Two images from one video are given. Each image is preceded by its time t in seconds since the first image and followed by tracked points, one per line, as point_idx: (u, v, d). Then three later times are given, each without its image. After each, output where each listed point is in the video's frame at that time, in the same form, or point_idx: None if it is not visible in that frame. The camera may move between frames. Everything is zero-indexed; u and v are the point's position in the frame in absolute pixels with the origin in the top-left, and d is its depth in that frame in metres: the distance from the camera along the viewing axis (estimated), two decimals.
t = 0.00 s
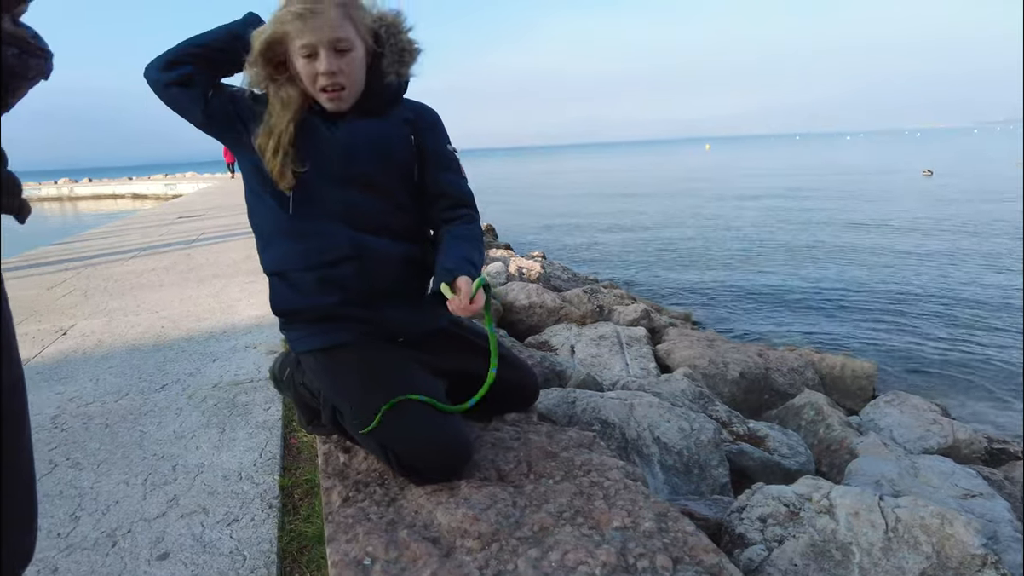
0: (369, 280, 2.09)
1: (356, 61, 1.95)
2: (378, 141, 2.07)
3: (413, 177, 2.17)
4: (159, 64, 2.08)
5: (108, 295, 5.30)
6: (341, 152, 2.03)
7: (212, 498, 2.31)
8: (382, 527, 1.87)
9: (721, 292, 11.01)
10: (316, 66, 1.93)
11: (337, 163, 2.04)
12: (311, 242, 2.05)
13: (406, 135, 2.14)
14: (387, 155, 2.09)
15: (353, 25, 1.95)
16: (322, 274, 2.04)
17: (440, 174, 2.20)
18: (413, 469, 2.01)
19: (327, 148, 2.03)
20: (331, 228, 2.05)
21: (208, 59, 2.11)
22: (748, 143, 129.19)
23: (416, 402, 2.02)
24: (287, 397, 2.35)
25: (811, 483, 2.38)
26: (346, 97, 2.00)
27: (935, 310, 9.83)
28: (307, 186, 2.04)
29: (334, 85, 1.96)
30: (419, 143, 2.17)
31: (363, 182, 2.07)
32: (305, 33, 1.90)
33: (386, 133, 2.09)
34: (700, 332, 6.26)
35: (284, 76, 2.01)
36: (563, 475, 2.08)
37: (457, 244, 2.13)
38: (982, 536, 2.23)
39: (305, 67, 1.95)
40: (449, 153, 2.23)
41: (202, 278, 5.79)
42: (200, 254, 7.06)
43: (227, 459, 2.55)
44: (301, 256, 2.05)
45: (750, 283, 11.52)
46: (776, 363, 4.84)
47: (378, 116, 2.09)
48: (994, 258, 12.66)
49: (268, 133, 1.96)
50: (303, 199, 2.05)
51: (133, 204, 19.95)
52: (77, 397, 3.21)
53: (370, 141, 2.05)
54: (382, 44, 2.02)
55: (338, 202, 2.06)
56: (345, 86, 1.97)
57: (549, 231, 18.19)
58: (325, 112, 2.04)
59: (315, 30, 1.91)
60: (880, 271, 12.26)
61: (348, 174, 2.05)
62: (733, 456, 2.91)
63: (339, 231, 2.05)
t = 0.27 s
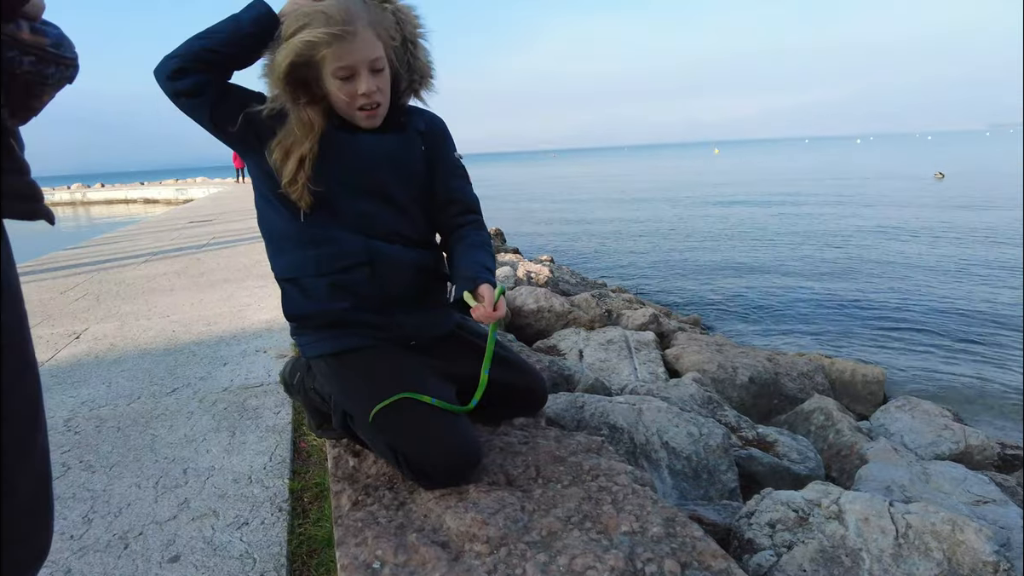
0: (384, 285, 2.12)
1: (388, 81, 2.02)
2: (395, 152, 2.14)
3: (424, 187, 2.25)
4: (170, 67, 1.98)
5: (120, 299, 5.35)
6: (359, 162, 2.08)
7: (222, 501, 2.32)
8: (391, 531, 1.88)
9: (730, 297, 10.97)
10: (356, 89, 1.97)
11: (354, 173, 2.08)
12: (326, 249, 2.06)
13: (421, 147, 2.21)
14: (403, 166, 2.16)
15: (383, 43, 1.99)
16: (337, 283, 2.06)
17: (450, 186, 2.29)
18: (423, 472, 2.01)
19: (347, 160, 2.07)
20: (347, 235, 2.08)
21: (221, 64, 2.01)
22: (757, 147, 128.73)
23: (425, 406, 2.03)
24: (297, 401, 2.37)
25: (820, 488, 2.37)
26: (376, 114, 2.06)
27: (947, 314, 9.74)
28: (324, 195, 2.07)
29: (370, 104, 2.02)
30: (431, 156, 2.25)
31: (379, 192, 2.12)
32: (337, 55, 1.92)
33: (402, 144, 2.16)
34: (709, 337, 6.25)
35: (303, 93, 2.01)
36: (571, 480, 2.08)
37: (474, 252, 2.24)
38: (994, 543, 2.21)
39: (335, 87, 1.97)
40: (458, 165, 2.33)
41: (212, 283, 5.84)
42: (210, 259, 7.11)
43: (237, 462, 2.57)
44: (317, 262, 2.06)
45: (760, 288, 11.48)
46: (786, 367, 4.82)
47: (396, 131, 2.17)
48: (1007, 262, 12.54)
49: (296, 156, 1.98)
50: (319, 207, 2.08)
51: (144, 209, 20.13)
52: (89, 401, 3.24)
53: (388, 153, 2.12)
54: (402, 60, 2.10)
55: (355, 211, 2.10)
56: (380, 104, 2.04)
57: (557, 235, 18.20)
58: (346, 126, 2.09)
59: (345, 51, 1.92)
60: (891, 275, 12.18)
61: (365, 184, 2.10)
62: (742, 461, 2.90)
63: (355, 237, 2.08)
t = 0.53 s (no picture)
0: (401, 290, 2.14)
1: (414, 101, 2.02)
2: (415, 166, 2.15)
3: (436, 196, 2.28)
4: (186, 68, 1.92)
5: (130, 303, 5.39)
6: (381, 178, 2.08)
7: (233, 504, 2.33)
8: (402, 535, 1.89)
9: (737, 301, 10.94)
10: (384, 106, 1.96)
11: (375, 187, 2.09)
12: (345, 260, 2.08)
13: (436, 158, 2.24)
14: (421, 179, 2.17)
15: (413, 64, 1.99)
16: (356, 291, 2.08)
17: (460, 192, 2.33)
18: (434, 476, 2.01)
19: (370, 176, 2.07)
20: (365, 247, 2.10)
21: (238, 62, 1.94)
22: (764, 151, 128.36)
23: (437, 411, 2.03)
24: (308, 405, 2.38)
25: (831, 494, 2.37)
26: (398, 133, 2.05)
27: (957, 318, 9.68)
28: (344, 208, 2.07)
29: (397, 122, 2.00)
30: (444, 164, 2.28)
31: (396, 204, 2.15)
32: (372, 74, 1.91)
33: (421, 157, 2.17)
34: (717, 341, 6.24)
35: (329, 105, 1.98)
36: (581, 485, 2.08)
37: (488, 267, 2.29)
38: (1007, 549, 2.20)
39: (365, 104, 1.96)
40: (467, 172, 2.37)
41: (222, 286, 5.87)
42: (219, 263, 7.15)
43: (247, 466, 2.58)
44: (334, 272, 2.08)
45: (767, 292, 11.45)
46: (794, 372, 4.80)
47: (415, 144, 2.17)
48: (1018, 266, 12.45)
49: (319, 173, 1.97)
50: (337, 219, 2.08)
51: (153, 213, 20.26)
52: (101, 404, 3.27)
53: (408, 167, 2.13)
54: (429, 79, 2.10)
55: (373, 222, 2.12)
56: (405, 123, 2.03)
57: (564, 239, 18.21)
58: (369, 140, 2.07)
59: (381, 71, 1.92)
60: (900, 279, 12.12)
61: (384, 198, 2.12)
62: (751, 466, 2.89)
63: (374, 249, 2.10)
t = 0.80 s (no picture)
0: (411, 294, 2.15)
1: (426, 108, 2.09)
2: (423, 171, 2.19)
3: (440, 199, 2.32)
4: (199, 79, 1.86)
5: (137, 306, 5.41)
6: (393, 183, 2.11)
7: (237, 507, 2.34)
8: (405, 539, 1.89)
9: (743, 304, 10.90)
10: (402, 113, 2.01)
11: (387, 192, 2.11)
12: (357, 267, 2.08)
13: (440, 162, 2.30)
14: (427, 183, 2.22)
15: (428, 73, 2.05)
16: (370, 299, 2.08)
17: (462, 195, 2.39)
18: (438, 479, 2.00)
19: (384, 182, 2.09)
20: (377, 253, 2.11)
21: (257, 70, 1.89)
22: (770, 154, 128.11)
23: (441, 414, 2.03)
24: (312, 408, 2.38)
25: (836, 498, 2.35)
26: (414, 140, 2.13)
27: (965, 322, 9.61)
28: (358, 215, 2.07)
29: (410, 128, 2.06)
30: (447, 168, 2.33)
31: (406, 209, 2.17)
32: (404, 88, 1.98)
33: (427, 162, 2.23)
34: (722, 345, 6.22)
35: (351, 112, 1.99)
36: (584, 489, 2.07)
37: (507, 266, 2.32)
38: (1015, 556, 2.17)
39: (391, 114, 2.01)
40: (468, 175, 2.43)
41: (227, 290, 5.89)
42: (225, 266, 7.18)
43: (251, 469, 2.59)
44: (348, 279, 2.08)
45: (773, 296, 11.41)
46: (800, 376, 4.77)
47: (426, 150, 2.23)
48: None
49: (344, 179, 1.96)
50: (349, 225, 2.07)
51: (160, 216, 20.36)
52: (107, 407, 3.28)
53: (422, 172, 2.18)
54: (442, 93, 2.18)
55: (383, 228, 2.12)
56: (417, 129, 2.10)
57: (569, 243, 18.19)
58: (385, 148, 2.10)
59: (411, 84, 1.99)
60: (907, 283, 12.05)
61: (395, 203, 2.14)
62: (757, 470, 2.88)
63: (385, 255, 2.11)
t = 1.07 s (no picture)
0: (424, 299, 2.17)
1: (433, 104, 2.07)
2: (432, 175, 2.24)
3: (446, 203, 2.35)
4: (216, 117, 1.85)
5: (142, 309, 5.43)
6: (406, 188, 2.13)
7: (243, 510, 2.34)
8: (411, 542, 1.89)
9: (748, 308, 10.87)
10: (412, 114, 1.99)
11: (400, 196, 2.12)
12: (372, 275, 2.09)
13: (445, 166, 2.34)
14: (436, 186, 2.25)
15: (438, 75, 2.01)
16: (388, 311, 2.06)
17: (466, 197, 2.43)
18: (443, 482, 2.02)
19: (399, 186, 2.11)
20: (391, 260, 2.12)
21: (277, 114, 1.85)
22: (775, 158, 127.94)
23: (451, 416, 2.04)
24: (319, 411, 2.39)
25: (843, 503, 2.34)
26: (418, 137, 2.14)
27: (971, 326, 9.57)
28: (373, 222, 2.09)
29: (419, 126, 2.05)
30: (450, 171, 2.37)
31: (417, 213, 2.19)
32: (414, 92, 1.97)
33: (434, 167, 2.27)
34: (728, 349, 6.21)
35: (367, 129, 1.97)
36: (590, 493, 2.07)
37: (517, 259, 2.37)
38: None
39: (405, 123, 2.01)
40: (471, 178, 2.48)
41: (233, 293, 5.90)
42: (231, 269, 7.20)
43: (257, 472, 2.60)
44: (364, 288, 2.09)
45: (778, 299, 11.37)
46: (806, 380, 4.76)
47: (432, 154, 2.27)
48: None
49: (368, 181, 1.97)
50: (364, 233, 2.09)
51: (166, 220, 20.44)
52: (114, 410, 3.29)
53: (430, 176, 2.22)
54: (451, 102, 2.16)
55: (396, 233, 2.14)
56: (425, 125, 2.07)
57: (573, 246, 18.19)
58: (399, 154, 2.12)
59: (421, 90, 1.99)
60: (913, 286, 12.00)
61: (407, 208, 2.16)
62: (763, 474, 2.87)
63: (399, 261, 2.13)
